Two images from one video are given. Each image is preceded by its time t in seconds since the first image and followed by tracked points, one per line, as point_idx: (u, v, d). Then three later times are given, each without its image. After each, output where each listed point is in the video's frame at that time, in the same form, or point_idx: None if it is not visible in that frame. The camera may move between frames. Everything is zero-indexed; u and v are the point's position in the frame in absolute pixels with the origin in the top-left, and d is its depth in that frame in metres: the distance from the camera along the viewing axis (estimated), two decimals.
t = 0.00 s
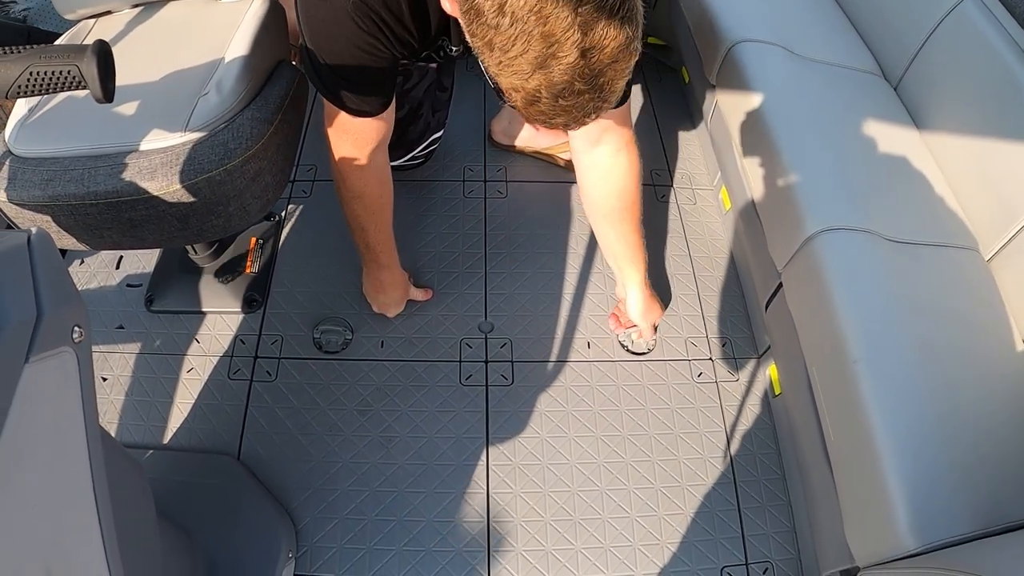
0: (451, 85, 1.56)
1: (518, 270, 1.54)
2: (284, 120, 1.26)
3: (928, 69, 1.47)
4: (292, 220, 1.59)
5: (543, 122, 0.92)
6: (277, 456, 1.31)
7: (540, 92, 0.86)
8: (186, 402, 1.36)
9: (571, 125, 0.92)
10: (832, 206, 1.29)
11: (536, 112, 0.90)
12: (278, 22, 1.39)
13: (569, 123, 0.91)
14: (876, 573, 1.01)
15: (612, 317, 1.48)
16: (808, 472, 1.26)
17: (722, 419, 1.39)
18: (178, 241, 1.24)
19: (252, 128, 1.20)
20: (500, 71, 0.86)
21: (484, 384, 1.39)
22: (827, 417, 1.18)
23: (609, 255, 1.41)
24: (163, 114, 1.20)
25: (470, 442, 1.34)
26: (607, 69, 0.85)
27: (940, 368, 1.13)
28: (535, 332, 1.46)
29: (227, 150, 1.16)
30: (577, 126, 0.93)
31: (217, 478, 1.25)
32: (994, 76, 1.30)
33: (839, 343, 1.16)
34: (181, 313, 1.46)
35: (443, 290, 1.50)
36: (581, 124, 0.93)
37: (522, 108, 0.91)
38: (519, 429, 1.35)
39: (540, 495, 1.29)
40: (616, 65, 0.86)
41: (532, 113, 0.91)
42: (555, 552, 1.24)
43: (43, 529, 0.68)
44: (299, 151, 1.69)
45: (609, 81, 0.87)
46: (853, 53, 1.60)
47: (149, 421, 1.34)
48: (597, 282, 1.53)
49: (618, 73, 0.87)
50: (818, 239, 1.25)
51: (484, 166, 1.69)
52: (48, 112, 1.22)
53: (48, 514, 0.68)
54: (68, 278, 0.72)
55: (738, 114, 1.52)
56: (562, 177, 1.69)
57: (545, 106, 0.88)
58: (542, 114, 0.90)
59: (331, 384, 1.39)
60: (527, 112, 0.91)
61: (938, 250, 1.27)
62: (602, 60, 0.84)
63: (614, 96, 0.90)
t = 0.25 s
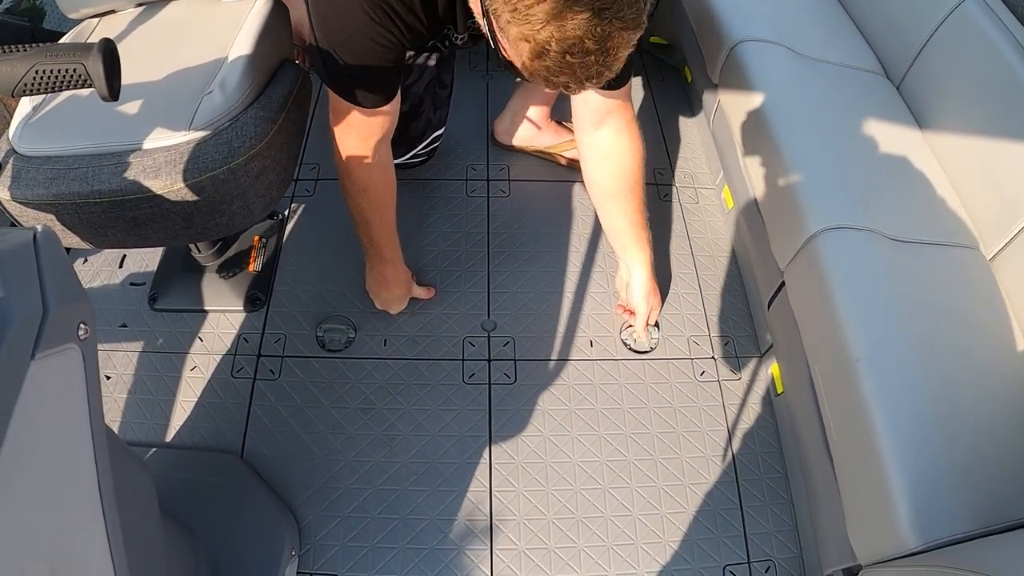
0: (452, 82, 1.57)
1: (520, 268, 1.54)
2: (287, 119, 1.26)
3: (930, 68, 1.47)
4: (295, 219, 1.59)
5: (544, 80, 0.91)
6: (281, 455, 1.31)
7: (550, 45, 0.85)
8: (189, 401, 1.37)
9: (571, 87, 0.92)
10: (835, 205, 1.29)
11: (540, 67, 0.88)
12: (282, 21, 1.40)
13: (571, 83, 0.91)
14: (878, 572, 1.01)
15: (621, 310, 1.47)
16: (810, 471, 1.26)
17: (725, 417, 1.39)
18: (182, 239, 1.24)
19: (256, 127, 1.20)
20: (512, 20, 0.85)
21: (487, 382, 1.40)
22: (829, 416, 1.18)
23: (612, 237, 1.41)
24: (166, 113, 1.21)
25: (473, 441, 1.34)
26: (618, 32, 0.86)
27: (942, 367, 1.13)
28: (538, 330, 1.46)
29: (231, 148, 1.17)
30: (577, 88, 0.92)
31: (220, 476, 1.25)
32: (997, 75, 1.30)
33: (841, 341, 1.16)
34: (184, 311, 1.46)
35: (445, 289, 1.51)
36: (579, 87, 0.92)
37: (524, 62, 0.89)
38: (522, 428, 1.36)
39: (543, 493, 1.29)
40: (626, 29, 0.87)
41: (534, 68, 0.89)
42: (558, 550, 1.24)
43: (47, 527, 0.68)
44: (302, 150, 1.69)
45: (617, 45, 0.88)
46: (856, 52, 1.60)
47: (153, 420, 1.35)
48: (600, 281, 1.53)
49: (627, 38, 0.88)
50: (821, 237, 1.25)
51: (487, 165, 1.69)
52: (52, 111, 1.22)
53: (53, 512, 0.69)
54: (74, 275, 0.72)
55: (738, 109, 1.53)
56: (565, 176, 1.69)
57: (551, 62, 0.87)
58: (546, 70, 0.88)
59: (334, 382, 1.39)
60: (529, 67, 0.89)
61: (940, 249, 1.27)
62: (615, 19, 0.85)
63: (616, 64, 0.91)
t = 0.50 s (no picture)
0: (448, 78, 1.54)
1: (522, 267, 1.55)
2: (289, 118, 1.27)
3: (930, 68, 1.47)
4: (296, 218, 1.59)
5: (601, 10, 0.90)
6: (282, 453, 1.32)
7: None
8: (191, 399, 1.37)
9: (627, 19, 0.91)
10: (836, 204, 1.29)
11: None
12: (284, 20, 1.40)
13: (628, 14, 0.91)
14: (879, 570, 1.02)
15: (620, 308, 1.48)
16: (810, 470, 1.26)
17: (725, 416, 1.40)
18: (184, 238, 1.25)
19: (258, 126, 1.21)
20: None
21: (488, 381, 1.40)
22: (830, 415, 1.18)
23: (609, 224, 1.41)
24: (169, 112, 1.21)
25: (474, 439, 1.34)
26: None
27: (941, 367, 1.13)
28: (539, 329, 1.47)
29: (233, 148, 1.17)
30: (631, 21, 0.92)
31: (222, 474, 1.26)
32: (996, 74, 1.31)
33: (842, 340, 1.16)
34: (187, 310, 1.47)
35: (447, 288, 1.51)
36: (633, 21, 0.92)
37: None
38: (523, 426, 1.36)
39: (544, 492, 1.30)
40: None
41: None
42: (559, 548, 1.25)
43: (51, 522, 0.68)
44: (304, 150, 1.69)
45: None
46: (856, 52, 1.60)
47: (155, 418, 1.35)
48: (601, 280, 1.54)
49: None
50: (821, 236, 1.26)
51: (488, 164, 1.70)
52: (55, 110, 1.23)
53: (57, 508, 0.69)
54: (78, 273, 0.72)
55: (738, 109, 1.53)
56: (566, 175, 1.69)
57: None
58: None
59: (336, 381, 1.40)
60: None
61: (941, 248, 1.28)
62: None
63: None
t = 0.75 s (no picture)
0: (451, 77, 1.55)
1: (522, 266, 1.55)
2: (291, 118, 1.27)
3: (928, 69, 1.48)
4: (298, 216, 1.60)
5: (632, 24, 0.92)
6: (283, 451, 1.32)
7: None
8: (193, 397, 1.38)
9: (655, 33, 0.93)
10: (835, 204, 1.30)
11: (633, 9, 0.89)
12: (286, 20, 1.41)
13: (656, 28, 0.92)
14: (878, 567, 1.02)
15: (623, 297, 1.51)
16: (810, 468, 1.27)
17: (724, 415, 1.40)
18: (187, 236, 1.26)
19: (261, 126, 1.21)
20: None
21: (489, 379, 1.41)
22: (829, 413, 1.19)
23: (617, 205, 1.46)
24: (172, 111, 1.22)
25: (474, 437, 1.35)
26: None
27: (939, 366, 1.13)
28: (539, 328, 1.48)
29: (236, 146, 1.18)
30: (660, 35, 0.94)
31: (224, 472, 1.26)
32: (995, 75, 1.32)
33: (841, 338, 1.17)
34: (188, 308, 1.48)
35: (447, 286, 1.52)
36: (661, 35, 0.94)
37: (617, 4, 0.90)
38: (523, 424, 1.37)
39: (544, 489, 1.30)
40: None
41: (626, 10, 0.90)
42: (559, 546, 1.25)
43: (55, 515, 0.68)
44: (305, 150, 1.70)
45: None
46: (855, 53, 1.61)
47: (157, 416, 1.36)
48: (600, 279, 1.55)
49: None
50: (820, 236, 1.26)
51: (489, 164, 1.71)
52: (58, 108, 1.23)
53: (61, 501, 0.69)
54: (83, 268, 0.73)
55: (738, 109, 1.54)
56: (567, 175, 1.70)
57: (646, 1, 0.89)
58: (638, 12, 0.90)
59: (337, 379, 1.41)
60: (620, 9, 0.90)
61: (940, 248, 1.29)
62: None
63: (692, 11, 0.94)
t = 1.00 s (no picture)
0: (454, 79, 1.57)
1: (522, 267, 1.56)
2: (293, 118, 1.28)
3: (928, 71, 1.49)
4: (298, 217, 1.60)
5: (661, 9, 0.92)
6: (283, 450, 1.33)
7: None
8: (193, 396, 1.38)
9: (683, 17, 0.93)
10: (835, 205, 1.30)
11: None
12: (288, 20, 1.41)
13: (685, 13, 0.92)
14: (878, 567, 1.02)
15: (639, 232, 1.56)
16: (810, 468, 1.27)
17: (724, 415, 1.41)
18: (188, 236, 1.26)
19: (263, 125, 1.22)
20: None
21: (489, 380, 1.42)
22: (828, 413, 1.19)
23: (627, 136, 1.57)
24: (174, 110, 1.22)
25: (474, 437, 1.35)
26: None
27: (939, 367, 1.14)
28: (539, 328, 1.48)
29: (238, 146, 1.18)
30: (688, 20, 0.94)
31: (224, 471, 1.26)
32: (994, 76, 1.32)
33: (842, 338, 1.17)
34: (189, 308, 1.48)
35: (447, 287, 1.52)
36: (689, 19, 0.94)
37: None
38: (523, 424, 1.37)
39: (545, 489, 1.30)
40: None
41: None
42: (559, 546, 1.25)
43: (58, 513, 0.69)
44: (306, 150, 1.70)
45: None
46: (855, 55, 1.62)
47: (157, 415, 1.36)
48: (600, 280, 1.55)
49: None
50: (820, 236, 1.27)
51: (490, 164, 1.71)
52: (60, 108, 1.23)
53: (64, 499, 0.70)
54: (86, 266, 0.73)
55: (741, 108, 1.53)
56: (567, 176, 1.70)
57: None
58: None
59: (337, 379, 1.41)
60: None
61: (940, 249, 1.29)
62: None
63: None
